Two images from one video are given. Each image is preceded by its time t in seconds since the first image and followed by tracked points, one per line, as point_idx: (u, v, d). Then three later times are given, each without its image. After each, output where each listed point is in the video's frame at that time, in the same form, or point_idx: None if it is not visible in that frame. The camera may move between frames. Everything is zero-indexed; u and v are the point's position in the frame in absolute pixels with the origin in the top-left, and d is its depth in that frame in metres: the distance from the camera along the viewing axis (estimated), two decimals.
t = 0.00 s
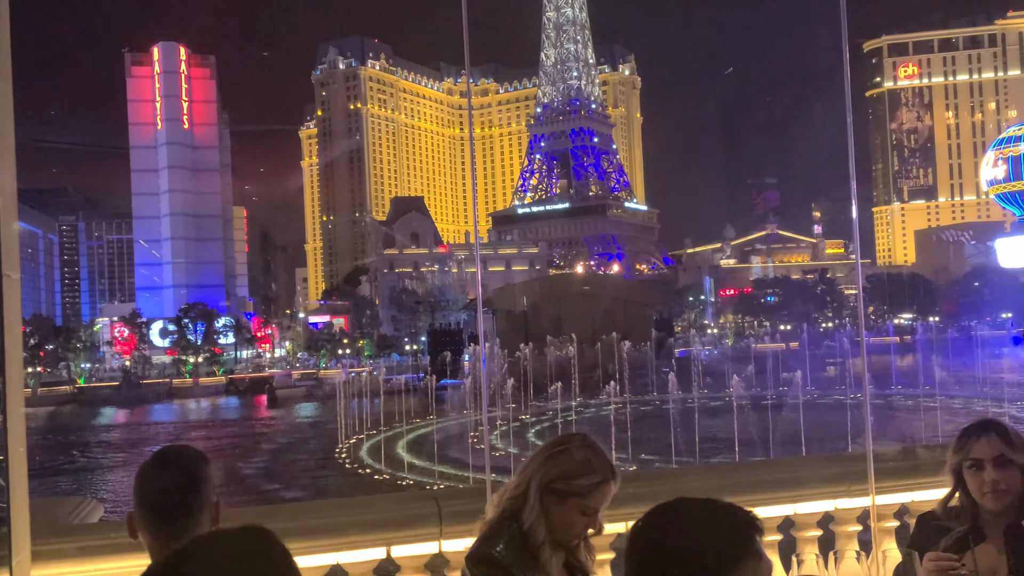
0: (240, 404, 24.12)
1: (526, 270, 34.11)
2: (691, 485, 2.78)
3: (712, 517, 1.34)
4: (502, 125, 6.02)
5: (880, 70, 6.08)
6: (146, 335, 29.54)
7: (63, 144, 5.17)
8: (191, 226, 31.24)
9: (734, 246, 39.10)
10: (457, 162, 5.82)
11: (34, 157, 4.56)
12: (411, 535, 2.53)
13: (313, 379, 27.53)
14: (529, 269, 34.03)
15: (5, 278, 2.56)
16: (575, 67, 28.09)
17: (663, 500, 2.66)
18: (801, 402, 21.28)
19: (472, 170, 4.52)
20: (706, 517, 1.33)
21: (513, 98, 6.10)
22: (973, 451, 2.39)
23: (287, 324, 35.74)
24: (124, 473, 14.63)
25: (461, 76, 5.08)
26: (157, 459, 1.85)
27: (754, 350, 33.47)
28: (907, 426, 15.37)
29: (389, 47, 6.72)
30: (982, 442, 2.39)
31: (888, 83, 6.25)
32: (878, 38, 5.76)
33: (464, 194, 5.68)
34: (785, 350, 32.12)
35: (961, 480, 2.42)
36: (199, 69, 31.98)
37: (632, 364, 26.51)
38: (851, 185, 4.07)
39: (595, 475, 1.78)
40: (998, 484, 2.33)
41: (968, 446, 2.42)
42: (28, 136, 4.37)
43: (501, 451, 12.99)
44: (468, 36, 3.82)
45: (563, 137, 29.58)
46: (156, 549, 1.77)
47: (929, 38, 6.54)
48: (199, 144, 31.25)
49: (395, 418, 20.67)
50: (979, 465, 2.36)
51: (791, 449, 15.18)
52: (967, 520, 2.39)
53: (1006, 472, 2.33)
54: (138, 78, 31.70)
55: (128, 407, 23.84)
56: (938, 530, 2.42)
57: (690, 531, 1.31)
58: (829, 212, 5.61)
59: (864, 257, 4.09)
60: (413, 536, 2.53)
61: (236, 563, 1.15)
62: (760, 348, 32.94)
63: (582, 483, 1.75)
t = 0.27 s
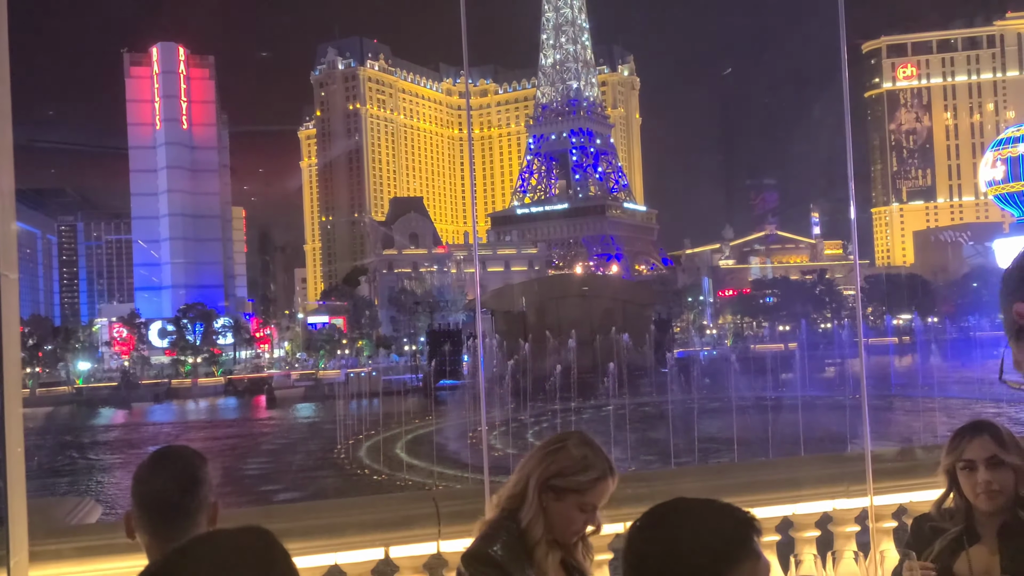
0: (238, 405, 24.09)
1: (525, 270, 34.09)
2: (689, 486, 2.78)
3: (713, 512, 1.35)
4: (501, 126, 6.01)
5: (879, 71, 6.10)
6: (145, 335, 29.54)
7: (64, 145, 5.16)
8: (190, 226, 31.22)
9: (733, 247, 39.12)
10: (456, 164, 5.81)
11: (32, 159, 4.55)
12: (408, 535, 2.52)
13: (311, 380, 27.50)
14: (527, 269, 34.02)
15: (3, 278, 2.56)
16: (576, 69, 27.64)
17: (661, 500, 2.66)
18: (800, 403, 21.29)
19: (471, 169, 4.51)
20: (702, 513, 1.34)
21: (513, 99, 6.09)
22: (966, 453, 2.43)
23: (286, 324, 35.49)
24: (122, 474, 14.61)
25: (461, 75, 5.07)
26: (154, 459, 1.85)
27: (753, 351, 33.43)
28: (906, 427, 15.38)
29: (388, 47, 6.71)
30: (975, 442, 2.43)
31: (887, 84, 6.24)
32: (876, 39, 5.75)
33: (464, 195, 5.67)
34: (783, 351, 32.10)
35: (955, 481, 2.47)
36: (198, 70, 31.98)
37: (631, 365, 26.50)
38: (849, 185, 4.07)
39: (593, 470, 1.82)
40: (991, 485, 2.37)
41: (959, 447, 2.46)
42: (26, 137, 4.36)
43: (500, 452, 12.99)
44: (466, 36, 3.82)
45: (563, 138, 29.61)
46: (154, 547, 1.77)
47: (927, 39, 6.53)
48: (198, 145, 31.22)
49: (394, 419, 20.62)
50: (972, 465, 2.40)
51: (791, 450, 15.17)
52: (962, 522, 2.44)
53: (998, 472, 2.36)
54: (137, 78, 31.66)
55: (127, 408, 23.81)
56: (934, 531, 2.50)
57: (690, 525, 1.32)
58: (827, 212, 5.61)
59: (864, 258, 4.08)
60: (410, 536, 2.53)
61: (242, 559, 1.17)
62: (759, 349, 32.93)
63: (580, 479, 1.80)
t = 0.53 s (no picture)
0: (237, 405, 24.09)
1: (524, 271, 34.17)
2: (688, 488, 2.78)
3: (717, 514, 1.35)
4: (500, 127, 6.00)
5: (877, 72, 6.12)
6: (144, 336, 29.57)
7: (64, 146, 5.16)
8: (189, 227, 31.23)
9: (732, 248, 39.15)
10: (456, 166, 5.78)
11: (32, 159, 4.55)
12: (406, 536, 2.52)
13: (311, 380, 27.51)
14: (527, 271, 34.06)
15: (3, 279, 2.56)
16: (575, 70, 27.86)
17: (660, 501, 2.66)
18: (798, 404, 21.38)
19: (470, 170, 4.52)
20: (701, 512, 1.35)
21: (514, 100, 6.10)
22: (962, 455, 2.44)
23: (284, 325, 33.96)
24: (121, 475, 14.60)
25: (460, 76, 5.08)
26: (153, 460, 1.85)
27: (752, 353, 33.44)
28: (904, 428, 15.43)
29: (388, 47, 6.68)
30: (972, 444, 2.43)
31: (886, 85, 6.24)
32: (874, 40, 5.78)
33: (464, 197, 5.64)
34: (782, 352, 32.19)
35: (952, 482, 2.47)
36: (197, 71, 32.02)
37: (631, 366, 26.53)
38: (849, 187, 4.09)
39: (590, 457, 1.88)
40: (988, 486, 2.37)
41: (956, 449, 2.47)
42: (26, 136, 4.35)
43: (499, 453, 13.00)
44: (466, 36, 3.82)
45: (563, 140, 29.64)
46: (153, 548, 1.77)
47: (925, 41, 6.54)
48: (197, 145, 31.21)
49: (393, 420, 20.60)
50: (969, 468, 2.41)
51: (791, 450, 15.18)
52: (960, 523, 2.44)
53: (995, 474, 2.37)
54: (136, 79, 31.64)
55: (125, 409, 23.79)
56: (931, 532, 2.50)
57: (692, 527, 1.32)
58: (827, 214, 5.62)
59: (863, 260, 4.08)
60: (408, 537, 2.52)
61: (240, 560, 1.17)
62: (758, 350, 33.01)
63: (578, 470, 1.86)
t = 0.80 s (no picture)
0: (236, 406, 24.10)
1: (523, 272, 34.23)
2: (687, 490, 2.78)
3: (711, 515, 1.35)
4: (499, 128, 5.99)
5: (876, 74, 6.11)
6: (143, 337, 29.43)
7: (63, 145, 5.17)
8: (188, 227, 31.26)
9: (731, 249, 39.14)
10: (455, 167, 5.77)
11: (30, 160, 4.54)
12: (405, 537, 2.51)
13: (310, 381, 27.53)
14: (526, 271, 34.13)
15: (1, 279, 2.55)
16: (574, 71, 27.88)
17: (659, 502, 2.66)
18: (797, 405, 21.44)
19: (469, 170, 4.52)
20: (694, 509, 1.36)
21: (513, 100, 6.11)
22: (959, 456, 2.45)
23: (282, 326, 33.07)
24: (119, 476, 14.59)
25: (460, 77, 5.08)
26: (152, 461, 1.85)
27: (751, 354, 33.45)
28: (902, 428, 15.49)
29: (387, 48, 6.67)
30: (970, 445, 2.43)
31: (884, 86, 6.24)
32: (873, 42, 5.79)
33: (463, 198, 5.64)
34: (781, 353, 32.26)
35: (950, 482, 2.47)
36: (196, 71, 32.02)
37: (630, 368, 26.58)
38: (846, 188, 4.10)
39: (571, 443, 1.96)
40: (984, 487, 2.38)
41: (954, 450, 2.47)
42: (25, 137, 4.34)
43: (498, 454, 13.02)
44: (464, 39, 3.84)
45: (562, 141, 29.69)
46: (150, 549, 1.77)
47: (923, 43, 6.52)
48: (196, 146, 31.25)
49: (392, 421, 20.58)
50: (967, 468, 2.41)
51: (790, 451, 15.18)
52: (957, 523, 2.44)
53: (992, 475, 2.37)
54: (135, 79, 31.63)
55: (124, 409, 23.79)
56: (928, 533, 2.51)
57: (686, 526, 1.32)
58: (825, 215, 5.62)
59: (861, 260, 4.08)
60: (407, 538, 2.52)
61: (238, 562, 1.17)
62: (757, 351, 33.09)
63: (559, 456, 1.92)
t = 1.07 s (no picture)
0: (233, 407, 24.07)
1: (521, 273, 34.25)
2: (684, 490, 2.78)
3: (711, 514, 1.35)
4: (497, 128, 5.97)
5: (873, 75, 6.10)
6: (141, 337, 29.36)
7: (59, 146, 5.16)
8: (185, 228, 31.35)
9: (730, 250, 39.11)
10: (452, 168, 5.76)
11: (26, 159, 4.51)
12: (403, 537, 2.51)
13: (308, 381, 27.51)
14: (524, 272, 34.14)
15: None
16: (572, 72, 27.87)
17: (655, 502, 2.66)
18: (795, 405, 21.45)
19: (466, 171, 4.54)
20: (692, 509, 1.37)
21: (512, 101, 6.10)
22: (958, 455, 2.45)
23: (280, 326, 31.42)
24: (116, 477, 14.56)
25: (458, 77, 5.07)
26: (148, 462, 1.84)
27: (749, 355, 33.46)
28: (900, 429, 15.51)
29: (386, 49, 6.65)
30: (967, 445, 2.44)
31: (882, 87, 6.23)
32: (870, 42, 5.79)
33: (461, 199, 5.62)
34: (779, 353, 32.28)
35: (948, 482, 2.47)
36: (194, 72, 32.02)
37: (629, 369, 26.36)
38: (844, 188, 4.10)
39: (565, 439, 1.97)
40: (982, 487, 2.39)
41: (953, 449, 2.48)
42: (21, 137, 4.32)
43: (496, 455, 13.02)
44: (463, 38, 3.84)
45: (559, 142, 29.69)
46: (146, 549, 1.77)
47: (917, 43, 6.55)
48: (194, 146, 31.36)
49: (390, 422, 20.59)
50: (965, 469, 2.42)
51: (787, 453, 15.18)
52: (954, 523, 2.45)
53: (990, 476, 2.38)
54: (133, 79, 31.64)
55: (121, 410, 23.74)
56: (925, 532, 2.51)
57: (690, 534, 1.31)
58: (822, 215, 5.63)
59: (859, 261, 4.09)
60: (405, 539, 2.52)
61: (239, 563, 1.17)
62: (755, 352, 33.11)
63: (553, 453, 1.94)
